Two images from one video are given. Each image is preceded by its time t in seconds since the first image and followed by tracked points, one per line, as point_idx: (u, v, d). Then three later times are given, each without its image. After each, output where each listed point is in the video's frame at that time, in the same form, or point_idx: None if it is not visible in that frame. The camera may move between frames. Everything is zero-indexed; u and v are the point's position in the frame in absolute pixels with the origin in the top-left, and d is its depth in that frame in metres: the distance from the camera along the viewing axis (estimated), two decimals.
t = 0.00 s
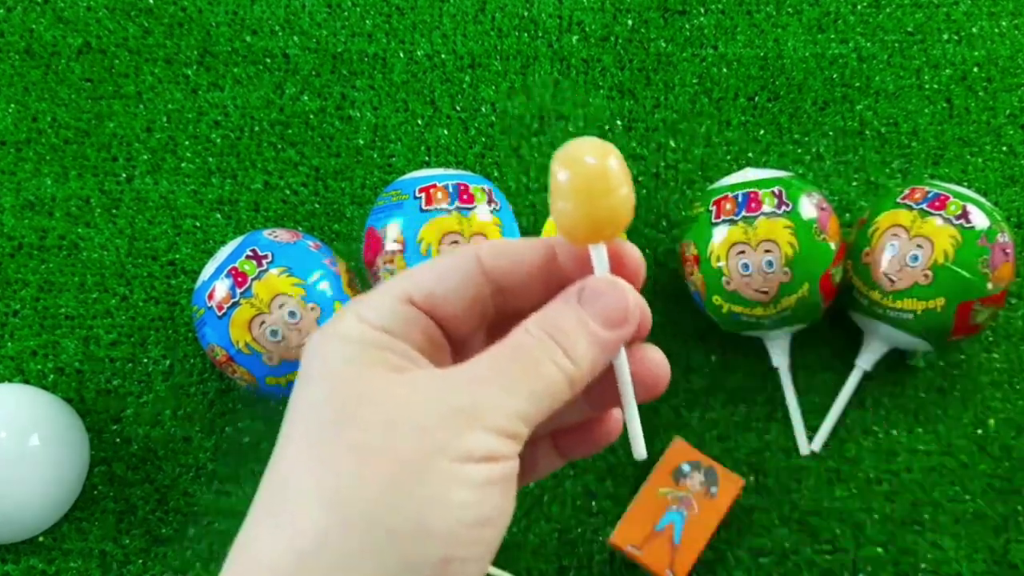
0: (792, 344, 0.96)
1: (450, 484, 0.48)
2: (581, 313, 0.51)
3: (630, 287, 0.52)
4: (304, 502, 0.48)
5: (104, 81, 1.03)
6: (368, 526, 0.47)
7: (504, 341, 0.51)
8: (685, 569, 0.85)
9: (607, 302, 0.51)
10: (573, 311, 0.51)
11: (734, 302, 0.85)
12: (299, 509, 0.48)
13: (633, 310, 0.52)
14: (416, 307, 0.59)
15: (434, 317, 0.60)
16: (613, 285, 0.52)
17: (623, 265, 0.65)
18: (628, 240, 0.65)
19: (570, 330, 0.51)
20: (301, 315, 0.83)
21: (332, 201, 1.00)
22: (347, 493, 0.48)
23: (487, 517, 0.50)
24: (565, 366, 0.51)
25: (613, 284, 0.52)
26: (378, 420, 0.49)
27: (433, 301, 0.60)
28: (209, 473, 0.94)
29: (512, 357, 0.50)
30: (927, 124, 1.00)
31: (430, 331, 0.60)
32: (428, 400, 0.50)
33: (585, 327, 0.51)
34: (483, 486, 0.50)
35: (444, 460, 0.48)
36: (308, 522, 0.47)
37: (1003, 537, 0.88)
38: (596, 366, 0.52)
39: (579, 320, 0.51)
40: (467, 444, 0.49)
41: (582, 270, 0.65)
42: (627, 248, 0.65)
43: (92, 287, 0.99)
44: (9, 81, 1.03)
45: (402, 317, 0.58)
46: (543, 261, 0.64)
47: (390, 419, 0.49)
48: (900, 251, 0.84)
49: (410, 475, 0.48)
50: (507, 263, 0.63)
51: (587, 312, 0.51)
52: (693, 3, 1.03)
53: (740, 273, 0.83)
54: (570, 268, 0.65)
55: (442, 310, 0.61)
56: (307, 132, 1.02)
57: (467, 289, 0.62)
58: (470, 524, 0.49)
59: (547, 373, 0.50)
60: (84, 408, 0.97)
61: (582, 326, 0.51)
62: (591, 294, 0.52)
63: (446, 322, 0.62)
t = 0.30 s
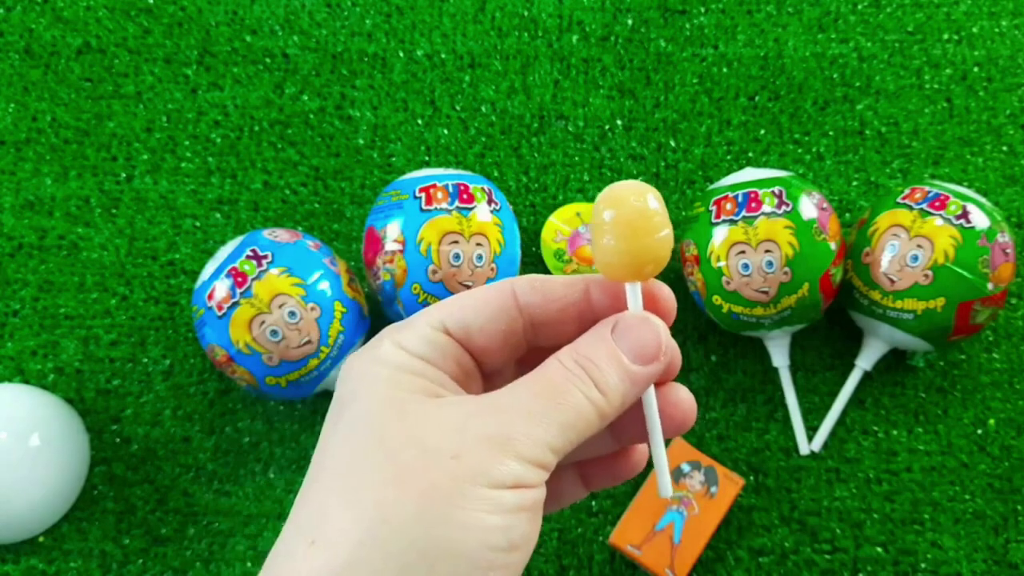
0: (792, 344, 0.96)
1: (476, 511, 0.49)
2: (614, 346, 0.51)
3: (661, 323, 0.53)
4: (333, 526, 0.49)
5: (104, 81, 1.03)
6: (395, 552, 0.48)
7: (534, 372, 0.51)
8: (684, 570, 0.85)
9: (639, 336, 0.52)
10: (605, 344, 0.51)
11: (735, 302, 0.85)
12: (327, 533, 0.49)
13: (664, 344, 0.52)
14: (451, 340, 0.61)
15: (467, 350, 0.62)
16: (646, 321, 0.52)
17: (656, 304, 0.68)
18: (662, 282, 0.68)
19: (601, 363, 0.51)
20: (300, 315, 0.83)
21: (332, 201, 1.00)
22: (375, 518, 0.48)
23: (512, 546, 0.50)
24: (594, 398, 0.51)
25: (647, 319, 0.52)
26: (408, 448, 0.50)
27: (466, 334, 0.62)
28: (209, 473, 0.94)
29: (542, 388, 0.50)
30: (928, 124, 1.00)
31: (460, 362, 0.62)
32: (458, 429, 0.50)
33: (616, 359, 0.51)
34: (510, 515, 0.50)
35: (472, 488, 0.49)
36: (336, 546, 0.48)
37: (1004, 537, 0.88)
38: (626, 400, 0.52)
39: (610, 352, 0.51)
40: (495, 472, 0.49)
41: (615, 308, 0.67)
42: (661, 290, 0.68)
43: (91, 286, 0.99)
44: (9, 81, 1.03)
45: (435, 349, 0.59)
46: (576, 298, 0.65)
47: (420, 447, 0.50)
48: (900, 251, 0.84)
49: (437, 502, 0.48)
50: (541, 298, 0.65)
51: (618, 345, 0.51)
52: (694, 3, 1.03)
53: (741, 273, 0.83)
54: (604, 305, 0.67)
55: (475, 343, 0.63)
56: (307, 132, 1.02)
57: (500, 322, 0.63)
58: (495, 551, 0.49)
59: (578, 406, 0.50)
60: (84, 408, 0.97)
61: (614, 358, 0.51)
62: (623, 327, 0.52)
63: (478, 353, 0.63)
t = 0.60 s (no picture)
0: (790, 344, 0.96)
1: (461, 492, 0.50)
2: (598, 330, 0.52)
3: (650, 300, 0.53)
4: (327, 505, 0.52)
5: (106, 82, 1.04)
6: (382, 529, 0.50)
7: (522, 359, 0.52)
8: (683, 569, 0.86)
9: (623, 318, 0.52)
10: (589, 327, 0.52)
11: (733, 302, 0.85)
12: (322, 510, 0.52)
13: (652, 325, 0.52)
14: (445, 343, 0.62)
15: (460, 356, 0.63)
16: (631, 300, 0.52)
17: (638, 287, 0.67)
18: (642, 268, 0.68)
19: (584, 348, 0.52)
20: (302, 314, 0.83)
21: (333, 201, 1.01)
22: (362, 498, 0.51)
23: (499, 526, 0.51)
24: (578, 381, 0.51)
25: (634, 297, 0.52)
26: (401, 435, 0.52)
27: (455, 340, 0.62)
28: (211, 472, 0.95)
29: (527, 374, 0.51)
30: (925, 125, 1.00)
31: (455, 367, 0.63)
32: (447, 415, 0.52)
33: (600, 343, 0.52)
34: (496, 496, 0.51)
35: (455, 468, 0.50)
36: (327, 524, 0.51)
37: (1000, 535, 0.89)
38: (614, 381, 0.53)
39: (595, 334, 0.52)
40: (476, 453, 0.51)
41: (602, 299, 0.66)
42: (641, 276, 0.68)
43: (94, 287, 1.00)
44: (12, 83, 1.04)
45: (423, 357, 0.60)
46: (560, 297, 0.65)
47: (407, 437, 0.52)
48: (898, 251, 0.84)
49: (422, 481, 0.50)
50: (524, 298, 0.65)
51: (602, 328, 0.52)
52: (693, 5, 1.04)
53: (739, 273, 0.84)
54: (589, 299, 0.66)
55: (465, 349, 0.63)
56: (308, 133, 1.02)
57: (487, 329, 0.64)
58: (482, 531, 0.51)
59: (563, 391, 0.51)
60: (86, 407, 0.98)
61: (597, 342, 0.52)
62: (606, 309, 0.52)
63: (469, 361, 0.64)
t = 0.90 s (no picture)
0: (791, 344, 0.96)
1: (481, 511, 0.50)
2: (614, 343, 0.52)
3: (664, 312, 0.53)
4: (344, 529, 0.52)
5: (107, 82, 1.04)
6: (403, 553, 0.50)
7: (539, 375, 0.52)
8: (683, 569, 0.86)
9: (636, 329, 0.52)
10: (602, 341, 0.52)
11: (733, 302, 0.85)
12: (338, 536, 0.52)
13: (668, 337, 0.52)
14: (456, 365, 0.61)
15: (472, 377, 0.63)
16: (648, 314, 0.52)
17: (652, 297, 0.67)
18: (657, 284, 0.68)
19: (599, 361, 0.52)
20: (302, 314, 0.83)
21: (333, 201, 1.01)
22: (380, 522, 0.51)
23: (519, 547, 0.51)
24: (593, 398, 0.52)
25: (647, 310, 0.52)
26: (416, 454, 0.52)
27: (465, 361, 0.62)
28: (211, 472, 0.95)
29: (542, 390, 0.51)
30: (925, 125, 1.00)
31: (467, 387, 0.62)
32: (464, 434, 0.52)
33: (614, 356, 0.52)
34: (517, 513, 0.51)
35: (472, 492, 0.50)
36: (345, 547, 0.51)
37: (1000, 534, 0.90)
38: (630, 395, 0.53)
39: (609, 349, 0.52)
40: (493, 475, 0.51)
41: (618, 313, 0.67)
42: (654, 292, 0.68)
43: (94, 286, 1.00)
44: (12, 83, 1.04)
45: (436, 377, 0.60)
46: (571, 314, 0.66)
47: (421, 458, 0.52)
48: (898, 251, 0.84)
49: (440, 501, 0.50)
50: (535, 317, 0.65)
51: (616, 342, 0.52)
52: (693, 4, 1.04)
53: (739, 273, 0.84)
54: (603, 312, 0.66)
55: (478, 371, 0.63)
56: (308, 133, 1.02)
57: (499, 345, 0.63)
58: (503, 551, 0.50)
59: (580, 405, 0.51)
60: (86, 407, 0.98)
61: (612, 355, 0.52)
62: (621, 322, 0.52)
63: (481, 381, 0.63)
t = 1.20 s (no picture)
0: (791, 344, 0.96)
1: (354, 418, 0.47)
2: (348, 219, 0.50)
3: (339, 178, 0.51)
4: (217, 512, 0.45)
5: (107, 82, 1.04)
6: (284, 503, 0.45)
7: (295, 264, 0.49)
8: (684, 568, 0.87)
9: (343, 205, 0.50)
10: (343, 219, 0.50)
11: (733, 302, 0.85)
12: (245, 496, 0.45)
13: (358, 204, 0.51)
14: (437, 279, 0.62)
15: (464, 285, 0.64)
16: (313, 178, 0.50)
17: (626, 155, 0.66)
18: (629, 136, 0.68)
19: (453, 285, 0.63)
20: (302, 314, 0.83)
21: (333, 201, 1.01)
22: (253, 482, 0.45)
23: (416, 467, 0.50)
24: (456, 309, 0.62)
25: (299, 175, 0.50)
26: (244, 398, 0.47)
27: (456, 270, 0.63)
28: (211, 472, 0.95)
29: (321, 270, 0.49)
30: (924, 125, 1.00)
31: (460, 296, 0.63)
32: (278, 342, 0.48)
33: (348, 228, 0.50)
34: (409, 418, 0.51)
35: (372, 428, 0.47)
36: (256, 515, 0.44)
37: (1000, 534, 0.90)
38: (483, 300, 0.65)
39: (341, 217, 0.50)
40: (381, 407, 0.49)
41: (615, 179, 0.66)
42: (627, 141, 0.67)
43: (94, 287, 1.00)
44: (12, 83, 1.04)
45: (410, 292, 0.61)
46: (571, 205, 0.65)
47: (303, 390, 0.47)
48: (898, 251, 0.84)
49: (302, 431, 0.46)
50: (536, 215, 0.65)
51: (348, 216, 0.50)
52: (692, 4, 1.04)
53: (739, 273, 0.84)
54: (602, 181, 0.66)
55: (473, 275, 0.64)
56: (308, 133, 1.02)
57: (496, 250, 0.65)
58: (400, 456, 0.49)
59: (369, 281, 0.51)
60: (86, 407, 0.98)
61: (347, 226, 0.50)
62: (340, 198, 0.50)
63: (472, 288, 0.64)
